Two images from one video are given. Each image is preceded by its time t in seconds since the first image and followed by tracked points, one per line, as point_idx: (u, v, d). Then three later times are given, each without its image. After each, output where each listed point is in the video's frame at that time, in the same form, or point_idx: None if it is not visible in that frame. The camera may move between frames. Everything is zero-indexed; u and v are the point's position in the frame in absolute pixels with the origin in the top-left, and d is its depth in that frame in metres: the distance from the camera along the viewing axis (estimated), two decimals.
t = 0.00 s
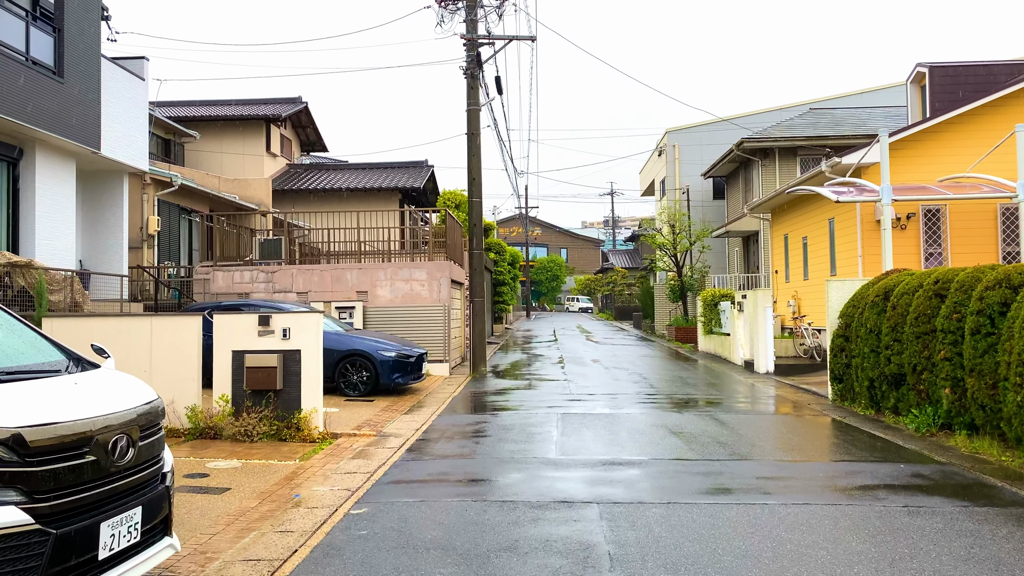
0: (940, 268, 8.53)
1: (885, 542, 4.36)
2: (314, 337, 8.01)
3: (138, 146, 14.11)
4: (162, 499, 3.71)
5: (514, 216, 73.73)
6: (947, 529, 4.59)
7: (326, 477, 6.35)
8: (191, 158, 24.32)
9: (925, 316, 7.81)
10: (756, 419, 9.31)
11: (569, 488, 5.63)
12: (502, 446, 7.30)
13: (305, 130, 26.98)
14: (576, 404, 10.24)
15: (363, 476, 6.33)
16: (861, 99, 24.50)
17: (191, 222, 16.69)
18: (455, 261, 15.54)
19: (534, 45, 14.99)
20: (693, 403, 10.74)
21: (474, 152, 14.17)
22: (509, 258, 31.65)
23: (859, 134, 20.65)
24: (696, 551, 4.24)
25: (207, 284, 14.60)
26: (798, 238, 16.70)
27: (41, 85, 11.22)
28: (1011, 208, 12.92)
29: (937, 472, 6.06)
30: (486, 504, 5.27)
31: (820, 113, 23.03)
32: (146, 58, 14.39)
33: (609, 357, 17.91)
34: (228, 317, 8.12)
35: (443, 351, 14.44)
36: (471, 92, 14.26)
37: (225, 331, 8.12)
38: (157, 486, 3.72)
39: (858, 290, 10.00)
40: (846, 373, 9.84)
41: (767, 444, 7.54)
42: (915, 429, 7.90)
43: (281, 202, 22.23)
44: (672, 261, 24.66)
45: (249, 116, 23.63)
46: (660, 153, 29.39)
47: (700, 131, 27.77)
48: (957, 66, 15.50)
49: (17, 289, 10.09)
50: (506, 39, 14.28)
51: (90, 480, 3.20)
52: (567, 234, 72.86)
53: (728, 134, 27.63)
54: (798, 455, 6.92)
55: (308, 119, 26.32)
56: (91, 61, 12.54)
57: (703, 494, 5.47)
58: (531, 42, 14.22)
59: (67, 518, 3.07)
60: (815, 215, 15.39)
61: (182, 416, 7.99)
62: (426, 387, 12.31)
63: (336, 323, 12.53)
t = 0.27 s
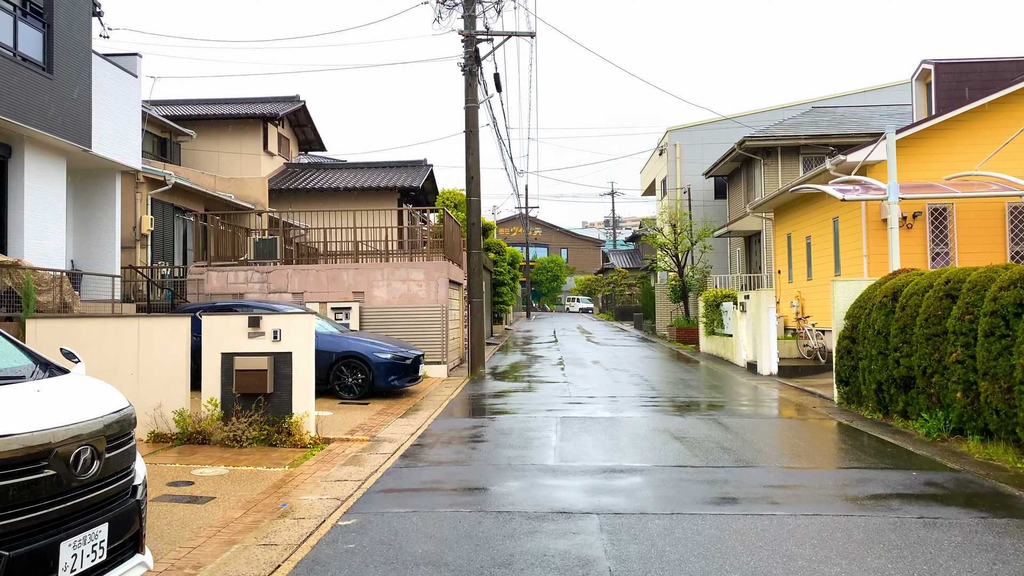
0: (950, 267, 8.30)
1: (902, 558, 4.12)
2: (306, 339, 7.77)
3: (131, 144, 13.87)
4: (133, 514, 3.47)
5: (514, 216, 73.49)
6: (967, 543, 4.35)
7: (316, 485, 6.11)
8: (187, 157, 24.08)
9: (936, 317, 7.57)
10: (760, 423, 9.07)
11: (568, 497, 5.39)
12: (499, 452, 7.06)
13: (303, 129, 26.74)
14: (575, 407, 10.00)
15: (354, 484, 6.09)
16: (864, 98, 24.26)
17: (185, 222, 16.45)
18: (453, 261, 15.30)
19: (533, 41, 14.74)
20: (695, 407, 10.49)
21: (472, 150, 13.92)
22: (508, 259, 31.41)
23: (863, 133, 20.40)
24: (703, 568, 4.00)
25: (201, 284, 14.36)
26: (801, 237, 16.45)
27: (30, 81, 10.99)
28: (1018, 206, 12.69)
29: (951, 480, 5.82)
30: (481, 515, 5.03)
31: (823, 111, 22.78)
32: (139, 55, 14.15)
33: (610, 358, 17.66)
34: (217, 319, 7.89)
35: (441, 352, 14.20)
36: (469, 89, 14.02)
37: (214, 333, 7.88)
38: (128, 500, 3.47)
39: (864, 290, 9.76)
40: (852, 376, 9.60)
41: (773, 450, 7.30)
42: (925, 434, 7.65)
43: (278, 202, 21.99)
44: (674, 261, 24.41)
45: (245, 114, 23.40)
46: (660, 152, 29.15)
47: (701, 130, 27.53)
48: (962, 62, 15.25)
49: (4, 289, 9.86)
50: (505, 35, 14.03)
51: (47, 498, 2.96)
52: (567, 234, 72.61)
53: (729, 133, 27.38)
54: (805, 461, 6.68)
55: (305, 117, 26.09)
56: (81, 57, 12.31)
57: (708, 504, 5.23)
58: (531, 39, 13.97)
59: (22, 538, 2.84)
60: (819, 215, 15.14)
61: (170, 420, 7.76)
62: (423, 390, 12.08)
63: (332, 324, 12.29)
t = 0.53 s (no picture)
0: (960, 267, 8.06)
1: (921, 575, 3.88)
2: (296, 341, 7.56)
3: (123, 142, 13.64)
4: (99, 531, 3.24)
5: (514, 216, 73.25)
6: (988, 558, 4.11)
7: (304, 493, 5.87)
8: (184, 157, 23.84)
9: (946, 318, 7.33)
10: (765, 427, 8.83)
11: (567, 507, 5.15)
12: (495, 458, 6.82)
13: (300, 128, 26.52)
14: (575, 410, 9.76)
15: (344, 492, 5.85)
16: (867, 96, 24.02)
17: (179, 221, 16.21)
18: (451, 261, 15.06)
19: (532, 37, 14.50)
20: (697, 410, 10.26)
21: (470, 148, 13.68)
22: (508, 259, 31.22)
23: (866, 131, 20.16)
24: None
25: (195, 285, 14.13)
26: (804, 237, 16.21)
27: (18, 78, 10.75)
28: None
29: (967, 489, 5.58)
30: (475, 526, 4.79)
31: (825, 110, 22.54)
32: (131, 51, 13.91)
33: (610, 360, 17.41)
34: (204, 320, 7.66)
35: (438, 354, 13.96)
36: (467, 86, 13.78)
37: (202, 335, 7.65)
38: (93, 516, 3.24)
39: (870, 291, 9.52)
40: (859, 378, 9.36)
41: (779, 455, 7.06)
42: (936, 439, 7.42)
43: (275, 201, 21.76)
44: (675, 261, 24.17)
45: (242, 113, 23.16)
46: (661, 151, 28.92)
47: (702, 129, 27.29)
48: (967, 59, 15.01)
49: None
50: (503, 31, 13.80)
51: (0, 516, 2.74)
52: (567, 234, 72.37)
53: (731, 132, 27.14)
54: (813, 468, 6.44)
55: (303, 117, 25.86)
56: (71, 54, 12.07)
57: (714, 515, 4.99)
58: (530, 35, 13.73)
59: None
60: (822, 214, 14.91)
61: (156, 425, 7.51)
62: (420, 392, 11.84)
63: (326, 325, 12.06)
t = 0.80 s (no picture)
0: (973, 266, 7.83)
1: None
2: (288, 342, 7.34)
3: (115, 139, 13.41)
4: (62, 549, 2.99)
5: (514, 217, 73.02)
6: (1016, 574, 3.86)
7: (293, 502, 5.63)
8: (180, 155, 23.60)
9: (959, 319, 7.09)
10: (771, 431, 8.59)
11: (567, 517, 4.91)
12: (493, 464, 6.57)
13: (298, 126, 26.29)
14: (575, 413, 9.52)
15: (335, 501, 5.61)
16: (869, 94, 23.79)
17: (174, 220, 15.98)
18: (449, 261, 14.82)
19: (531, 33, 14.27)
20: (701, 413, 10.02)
21: (469, 145, 13.45)
22: (508, 259, 31.05)
23: (870, 130, 19.93)
24: None
25: (188, 285, 13.88)
26: (808, 237, 15.98)
27: (6, 73, 10.53)
28: None
29: (985, 497, 5.34)
30: (471, 538, 4.55)
31: (828, 108, 22.31)
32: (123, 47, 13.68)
33: (611, 361, 17.16)
34: (193, 320, 7.43)
35: (436, 355, 13.71)
36: (465, 82, 13.55)
37: (190, 336, 7.42)
38: (55, 534, 2.99)
39: (878, 291, 9.29)
40: (867, 381, 9.12)
41: (787, 461, 6.82)
42: (949, 443, 7.18)
43: (272, 200, 21.52)
44: (676, 261, 23.92)
45: (238, 111, 22.92)
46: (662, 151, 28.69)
47: (703, 128, 27.06)
48: (973, 55, 14.78)
49: None
50: (502, 26, 13.57)
51: None
52: (567, 235, 72.14)
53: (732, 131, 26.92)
54: (822, 474, 6.21)
55: (300, 115, 25.64)
56: (61, 49, 11.84)
57: (722, 525, 4.75)
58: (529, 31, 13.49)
59: None
60: (827, 213, 14.66)
61: (143, 429, 7.28)
62: (417, 394, 11.60)
63: (322, 326, 11.81)
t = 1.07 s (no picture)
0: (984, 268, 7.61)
1: None
2: (278, 345, 7.12)
3: (107, 138, 13.19)
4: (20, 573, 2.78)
5: (513, 217, 72.81)
6: None
7: (281, 512, 5.41)
8: (176, 155, 23.37)
9: (971, 322, 6.87)
10: (775, 436, 8.37)
11: (566, 531, 4.69)
12: (489, 472, 6.35)
13: (295, 126, 26.08)
14: (575, 417, 9.29)
15: (325, 512, 5.38)
16: (872, 93, 23.56)
17: (168, 220, 15.75)
18: (447, 261, 14.59)
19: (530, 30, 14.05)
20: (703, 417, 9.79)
21: (467, 144, 13.22)
22: (508, 259, 31.01)
23: (873, 129, 19.70)
24: None
25: (182, 286, 13.66)
26: (811, 237, 15.76)
27: None
28: None
29: (1002, 509, 5.12)
30: (465, 553, 4.33)
31: (830, 107, 22.09)
32: (116, 44, 13.46)
33: (611, 363, 16.93)
34: (180, 323, 7.20)
35: (434, 357, 13.48)
36: (463, 80, 13.32)
37: (178, 339, 7.19)
38: (12, 557, 2.77)
39: (886, 293, 9.06)
40: (873, 384, 8.90)
41: (793, 467, 6.60)
42: (960, 450, 6.95)
43: (268, 200, 21.29)
44: (677, 262, 23.69)
45: (235, 110, 22.70)
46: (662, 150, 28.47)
47: (704, 128, 26.84)
48: (979, 53, 14.55)
49: None
50: (501, 23, 13.34)
51: None
52: (567, 235, 71.92)
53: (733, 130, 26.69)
54: (831, 483, 5.99)
55: (298, 114, 25.43)
56: (51, 46, 11.62)
57: (728, 539, 4.53)
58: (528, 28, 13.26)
59: None
60: (831, 212, 14.44)
61: (129, 435, 7.06)
62: (414, 398, 11.37)
63: (316, 328, 11.59)
